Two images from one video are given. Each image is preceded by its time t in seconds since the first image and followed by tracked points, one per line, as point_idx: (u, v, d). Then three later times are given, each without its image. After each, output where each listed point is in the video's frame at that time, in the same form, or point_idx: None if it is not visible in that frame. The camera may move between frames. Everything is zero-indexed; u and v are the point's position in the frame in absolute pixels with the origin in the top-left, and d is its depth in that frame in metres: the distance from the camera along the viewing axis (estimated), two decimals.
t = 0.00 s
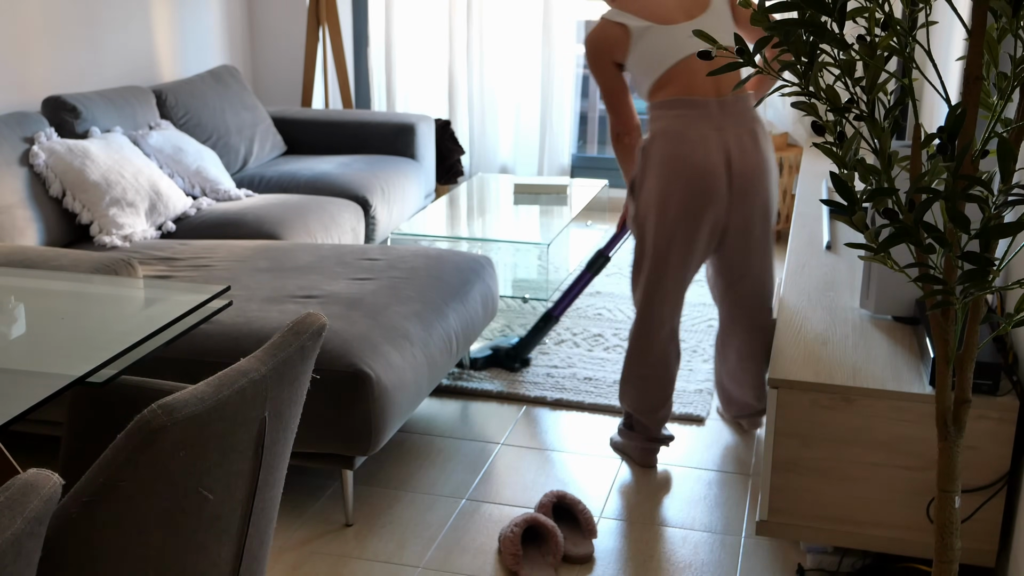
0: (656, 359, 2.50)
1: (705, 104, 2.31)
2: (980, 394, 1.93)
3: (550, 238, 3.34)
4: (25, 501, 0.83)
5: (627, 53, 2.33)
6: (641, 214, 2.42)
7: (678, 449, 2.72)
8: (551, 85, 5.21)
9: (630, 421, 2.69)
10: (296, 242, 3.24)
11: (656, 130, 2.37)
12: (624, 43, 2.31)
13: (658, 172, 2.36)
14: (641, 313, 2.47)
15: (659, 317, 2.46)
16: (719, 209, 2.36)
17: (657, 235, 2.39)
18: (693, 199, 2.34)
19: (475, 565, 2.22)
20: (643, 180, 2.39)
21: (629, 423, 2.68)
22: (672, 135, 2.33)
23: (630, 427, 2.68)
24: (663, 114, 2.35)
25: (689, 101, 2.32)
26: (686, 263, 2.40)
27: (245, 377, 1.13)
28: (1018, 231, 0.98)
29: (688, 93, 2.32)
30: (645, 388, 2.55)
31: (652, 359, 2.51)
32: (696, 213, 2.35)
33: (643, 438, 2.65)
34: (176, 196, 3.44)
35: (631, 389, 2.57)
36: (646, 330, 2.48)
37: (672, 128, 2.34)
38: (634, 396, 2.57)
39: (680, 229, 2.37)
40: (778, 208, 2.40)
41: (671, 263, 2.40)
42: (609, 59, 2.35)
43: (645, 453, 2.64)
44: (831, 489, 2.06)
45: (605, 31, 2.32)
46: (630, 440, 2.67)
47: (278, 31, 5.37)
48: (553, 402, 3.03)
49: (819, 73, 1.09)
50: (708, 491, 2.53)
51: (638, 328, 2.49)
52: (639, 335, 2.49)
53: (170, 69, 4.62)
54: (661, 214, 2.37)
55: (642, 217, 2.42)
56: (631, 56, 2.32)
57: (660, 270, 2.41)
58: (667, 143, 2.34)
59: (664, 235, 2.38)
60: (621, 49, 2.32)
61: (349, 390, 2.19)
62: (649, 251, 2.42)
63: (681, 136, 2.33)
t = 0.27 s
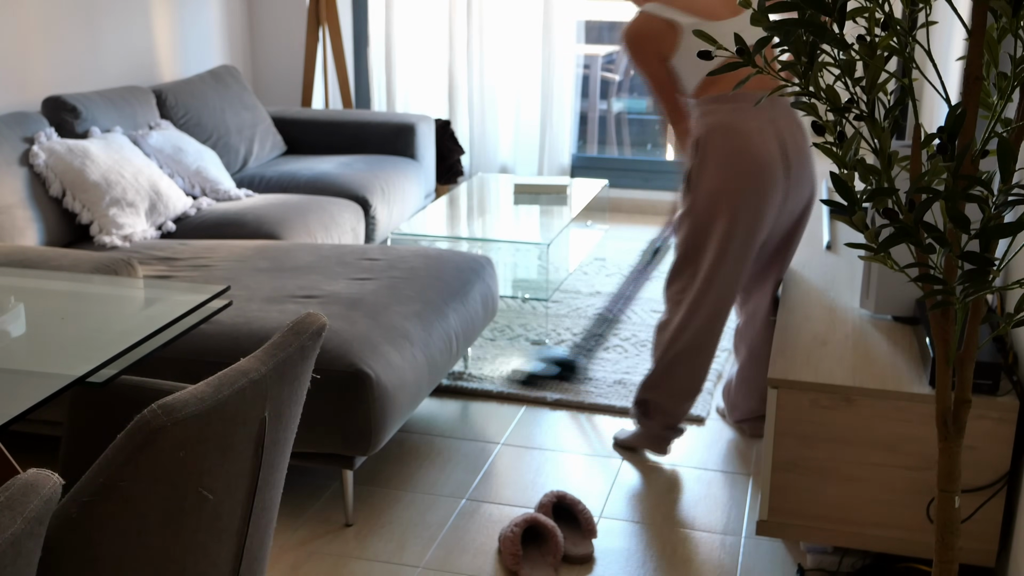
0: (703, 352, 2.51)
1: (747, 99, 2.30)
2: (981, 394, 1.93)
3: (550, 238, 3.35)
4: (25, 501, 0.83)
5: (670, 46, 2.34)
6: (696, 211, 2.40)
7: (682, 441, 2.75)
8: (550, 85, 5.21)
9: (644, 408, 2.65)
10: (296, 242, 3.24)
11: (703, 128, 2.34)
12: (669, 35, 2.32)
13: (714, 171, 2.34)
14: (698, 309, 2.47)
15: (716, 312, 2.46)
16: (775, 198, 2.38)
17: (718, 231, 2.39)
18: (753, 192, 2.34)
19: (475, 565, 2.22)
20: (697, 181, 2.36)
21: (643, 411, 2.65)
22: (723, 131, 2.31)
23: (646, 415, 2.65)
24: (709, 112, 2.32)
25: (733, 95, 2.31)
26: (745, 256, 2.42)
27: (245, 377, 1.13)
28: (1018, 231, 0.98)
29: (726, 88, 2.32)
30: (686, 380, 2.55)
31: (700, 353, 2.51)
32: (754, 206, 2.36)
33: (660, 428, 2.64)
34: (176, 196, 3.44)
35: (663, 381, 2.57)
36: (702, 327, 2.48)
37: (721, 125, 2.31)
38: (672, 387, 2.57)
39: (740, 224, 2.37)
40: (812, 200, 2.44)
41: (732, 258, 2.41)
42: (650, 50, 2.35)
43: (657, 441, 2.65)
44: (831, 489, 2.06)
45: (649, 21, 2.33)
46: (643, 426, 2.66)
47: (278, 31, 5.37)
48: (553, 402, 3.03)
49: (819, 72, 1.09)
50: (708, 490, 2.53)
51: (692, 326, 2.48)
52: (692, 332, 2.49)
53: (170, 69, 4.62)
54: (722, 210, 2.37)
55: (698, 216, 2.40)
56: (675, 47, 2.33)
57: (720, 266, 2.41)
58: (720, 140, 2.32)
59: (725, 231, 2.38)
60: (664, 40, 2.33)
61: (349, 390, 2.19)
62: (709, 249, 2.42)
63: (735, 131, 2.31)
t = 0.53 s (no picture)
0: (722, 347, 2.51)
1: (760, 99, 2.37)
2: (980, 394, 1.93)
3: (550, 238, 3.35)
4: (25, 501, 0.83)
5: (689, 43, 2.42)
6: (718, 202, 2.43)
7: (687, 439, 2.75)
8: (550, 85, 5.21)
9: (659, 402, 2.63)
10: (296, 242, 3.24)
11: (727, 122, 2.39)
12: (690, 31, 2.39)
13: (738, 163, 2.39)
14: (718, 304, 2.48)
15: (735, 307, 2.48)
16: (796, 192, 2.42)
17: (741, 224, 2.42)
18: (775, 185, 2.39)
19: (475, 565, 2.22)
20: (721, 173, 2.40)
21: (660, 405, 2.62)
22: (747, 125, 2.37)
23: (665, 410, 2.62)
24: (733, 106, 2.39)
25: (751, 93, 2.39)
26: (766, 250, 2.45)
27: (245, 376, 1.13)
28: (1018, 231, 0.98)
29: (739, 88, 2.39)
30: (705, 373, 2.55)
31: (718, 348, 2.52)
32: (777, 199, 2.40)
33: (682, 419, 2.61)
34: (176, 196, 3.44)
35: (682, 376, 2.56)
36: (722, 321, 2.49)
37: (744, 118, 2.37)
38: (690, 381, 2.56)
39: (763, 216, 2.41)
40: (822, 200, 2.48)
41: (754, 251, 2.43)
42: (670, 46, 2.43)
43: (679, 432, 2.63)
44: (831, 489, 2.06)
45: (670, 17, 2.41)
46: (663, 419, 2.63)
47: (278, 31, 5.37)
48: (553, 402, 3.04)
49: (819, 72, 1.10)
50: (708, 490, 2.53)
51: (711, 320, 2.49)
52: (711, 326, 2.50)
53: (170, 69, 4.62)
54: (745, 202, 2.41)
55: (721, 208, 2.43)
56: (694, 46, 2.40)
57: (742, 259, 2.44)
58: (743, 133, 2.37)
59: (748, 222, 2.41)
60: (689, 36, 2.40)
61: (349, 390, 2.19)
62: (731, 242, 2.45)
63: (759, 125, 2.37)
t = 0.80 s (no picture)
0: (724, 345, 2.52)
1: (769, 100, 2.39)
2: (980, 394, 1.93)
3: (550, 238, 3.35)
4: (26, 501, 0.83)
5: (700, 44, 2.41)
6: (728, 199, 2.44)
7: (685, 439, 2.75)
8: (550, 85, 5.21)
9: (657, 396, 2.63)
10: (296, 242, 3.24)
11: (739, 122, 2.41)
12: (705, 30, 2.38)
13: (749, 163, 2.40)
14: (722, 302, 2.48)
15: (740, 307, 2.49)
16: (805, 197, 2.43)
17: (749, 224, 2.43)
18: (784, 187, 2.39)
19: (475, 565, 2.22)
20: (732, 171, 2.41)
21: (658, 400, 2.62)
22: (759, 126, 2.38)
23: (663, 404, 2.62)
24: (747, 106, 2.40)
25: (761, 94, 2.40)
26: (773, 250, 2.45)
27: (245, 377, 1.13)
28: (1018, 231, 0.98)
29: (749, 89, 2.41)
30: (707, 370, 2.55)
31: (721, 346, 2.52)
32: (785, 202, 2.41)
33: (679, 414, 2.61)
34: (176, 196, 3.44)
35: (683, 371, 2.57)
36: (726, 320, 2.49)
37: (757, 119, 2.39)
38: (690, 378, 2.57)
39: (771, 217, 2.42)
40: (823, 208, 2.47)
41: (760, 251, 2.43)
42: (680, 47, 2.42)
43: (676, 427, 2.63)
44: (830, 489, 2.06)
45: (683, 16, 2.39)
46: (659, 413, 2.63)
47: (278, 31, 5.37)
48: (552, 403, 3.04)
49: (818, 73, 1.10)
50: (707, 490, 2.53)
51: (715, 317, 2.50)
52: (715, 324, 2.51)
53: (170, 69, 4.62)
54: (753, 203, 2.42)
55: (730, 207, 2.44)
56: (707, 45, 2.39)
57: (748, 259, 2.44)
58: (755, 134, 2.38)
59: (756, 223, 2.42)
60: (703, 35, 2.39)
61: (349, 390, 2.19)
62: (738, 241, 2.46)
63: (773, 127, 2.38)
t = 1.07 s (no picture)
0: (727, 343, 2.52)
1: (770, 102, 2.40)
2: (981, 394, 1.93)
3: (550, 238, 3.35)
4: (25, 501, 0.83)
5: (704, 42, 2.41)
6: (732, 198, 2.44)
7: (686, 439, 2.75)
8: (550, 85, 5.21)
9: (661, 395, 2.64)
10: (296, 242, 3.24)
11: (742, 120, 2.41)
12: (710, 28, 2.39)
13: (755, 161, 2.40)
14: (727, 301, 2.49)
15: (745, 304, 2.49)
16: (810, 194, 2.44)
17: (755, 222, 2.43)
18: (788, 185, 2.40)
19: (475, 565, 2.22)
20: (738, 170, 2.41)
21: (662, 399, 2.62)
22: (763, 124, 2.39)
23: (667, 403, 2.62)
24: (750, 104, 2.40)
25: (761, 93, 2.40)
26: (777, 248, 2.46)
27: (244, 377, 1.13)
28: (1018, 231, 0.98)
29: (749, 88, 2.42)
30: (712, 369, 2.56)
31: (726, 343, 2.53)
32: (791, 199, 2.42)
33: (684, 413, 2.61)
34: (176, 195, 3.44)
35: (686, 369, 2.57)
36: (732, 318, 2.50)
37: (760, 117, 2.40)
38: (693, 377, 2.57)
39: (776, 215, 2.43)
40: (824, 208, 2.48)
41: (764, 249, 2.44)
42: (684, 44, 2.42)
43: (680, 426, 2.62)
44: (830, 489, 2.06)
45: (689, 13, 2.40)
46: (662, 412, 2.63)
47: (278, 31, 5.37)
48: (551, 403, 3.04)
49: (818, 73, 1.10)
50: (706, 490, 2.53)
51: (721, 316, 2.50)
52: (720, 323, 2.51)
53: (170, 69, 4.62)
54: (760, 201, 2.42)
55: (735, 206, 2.44)
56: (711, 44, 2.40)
57: (754, 257, 2.45)
58: (758, 133, 2.39)
59: (762, 221, 2.43)
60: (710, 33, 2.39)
61: (349, 390, 2.19)
62: (744, 239, 2.46)
63: (776, 125, 2.39)
